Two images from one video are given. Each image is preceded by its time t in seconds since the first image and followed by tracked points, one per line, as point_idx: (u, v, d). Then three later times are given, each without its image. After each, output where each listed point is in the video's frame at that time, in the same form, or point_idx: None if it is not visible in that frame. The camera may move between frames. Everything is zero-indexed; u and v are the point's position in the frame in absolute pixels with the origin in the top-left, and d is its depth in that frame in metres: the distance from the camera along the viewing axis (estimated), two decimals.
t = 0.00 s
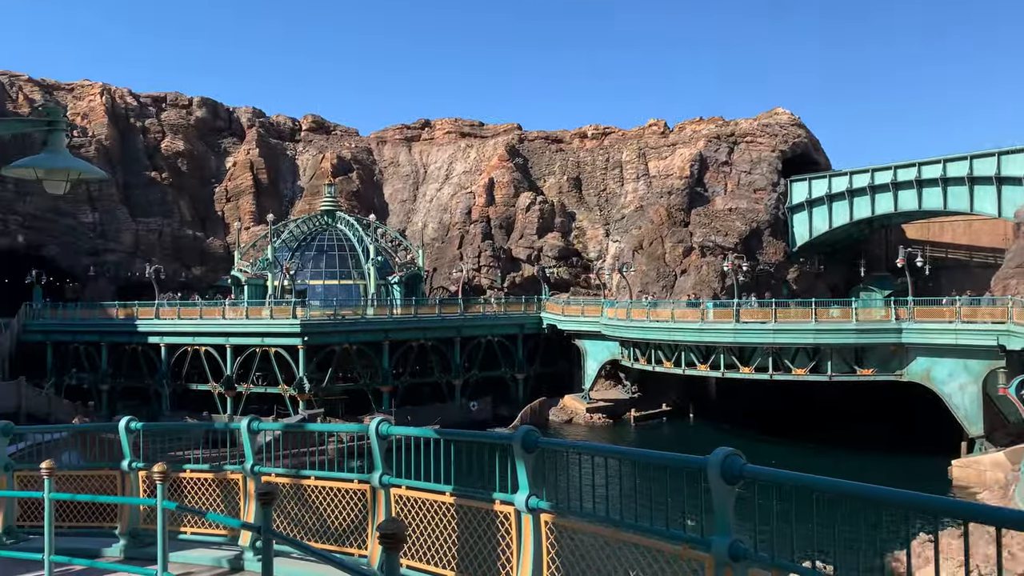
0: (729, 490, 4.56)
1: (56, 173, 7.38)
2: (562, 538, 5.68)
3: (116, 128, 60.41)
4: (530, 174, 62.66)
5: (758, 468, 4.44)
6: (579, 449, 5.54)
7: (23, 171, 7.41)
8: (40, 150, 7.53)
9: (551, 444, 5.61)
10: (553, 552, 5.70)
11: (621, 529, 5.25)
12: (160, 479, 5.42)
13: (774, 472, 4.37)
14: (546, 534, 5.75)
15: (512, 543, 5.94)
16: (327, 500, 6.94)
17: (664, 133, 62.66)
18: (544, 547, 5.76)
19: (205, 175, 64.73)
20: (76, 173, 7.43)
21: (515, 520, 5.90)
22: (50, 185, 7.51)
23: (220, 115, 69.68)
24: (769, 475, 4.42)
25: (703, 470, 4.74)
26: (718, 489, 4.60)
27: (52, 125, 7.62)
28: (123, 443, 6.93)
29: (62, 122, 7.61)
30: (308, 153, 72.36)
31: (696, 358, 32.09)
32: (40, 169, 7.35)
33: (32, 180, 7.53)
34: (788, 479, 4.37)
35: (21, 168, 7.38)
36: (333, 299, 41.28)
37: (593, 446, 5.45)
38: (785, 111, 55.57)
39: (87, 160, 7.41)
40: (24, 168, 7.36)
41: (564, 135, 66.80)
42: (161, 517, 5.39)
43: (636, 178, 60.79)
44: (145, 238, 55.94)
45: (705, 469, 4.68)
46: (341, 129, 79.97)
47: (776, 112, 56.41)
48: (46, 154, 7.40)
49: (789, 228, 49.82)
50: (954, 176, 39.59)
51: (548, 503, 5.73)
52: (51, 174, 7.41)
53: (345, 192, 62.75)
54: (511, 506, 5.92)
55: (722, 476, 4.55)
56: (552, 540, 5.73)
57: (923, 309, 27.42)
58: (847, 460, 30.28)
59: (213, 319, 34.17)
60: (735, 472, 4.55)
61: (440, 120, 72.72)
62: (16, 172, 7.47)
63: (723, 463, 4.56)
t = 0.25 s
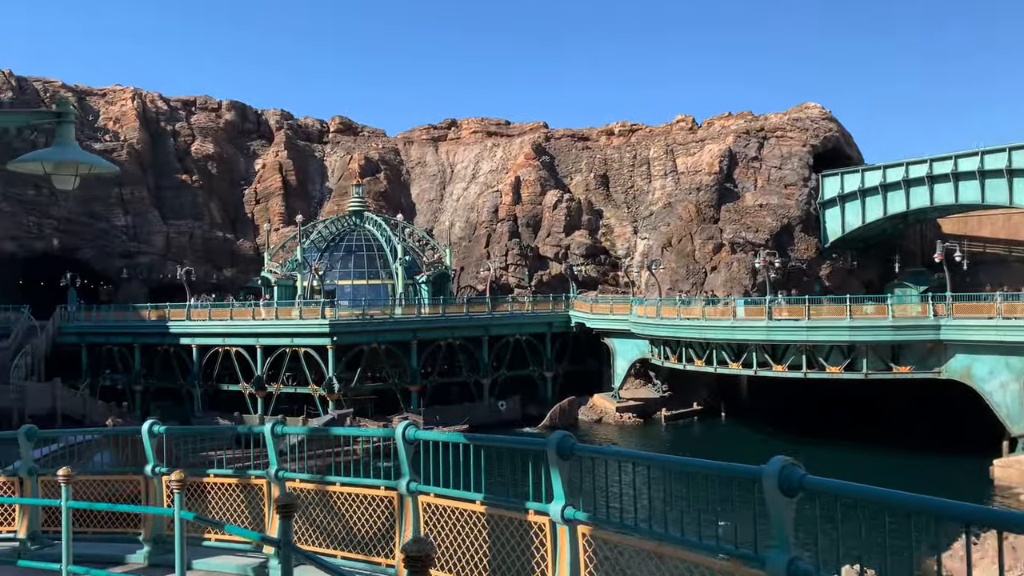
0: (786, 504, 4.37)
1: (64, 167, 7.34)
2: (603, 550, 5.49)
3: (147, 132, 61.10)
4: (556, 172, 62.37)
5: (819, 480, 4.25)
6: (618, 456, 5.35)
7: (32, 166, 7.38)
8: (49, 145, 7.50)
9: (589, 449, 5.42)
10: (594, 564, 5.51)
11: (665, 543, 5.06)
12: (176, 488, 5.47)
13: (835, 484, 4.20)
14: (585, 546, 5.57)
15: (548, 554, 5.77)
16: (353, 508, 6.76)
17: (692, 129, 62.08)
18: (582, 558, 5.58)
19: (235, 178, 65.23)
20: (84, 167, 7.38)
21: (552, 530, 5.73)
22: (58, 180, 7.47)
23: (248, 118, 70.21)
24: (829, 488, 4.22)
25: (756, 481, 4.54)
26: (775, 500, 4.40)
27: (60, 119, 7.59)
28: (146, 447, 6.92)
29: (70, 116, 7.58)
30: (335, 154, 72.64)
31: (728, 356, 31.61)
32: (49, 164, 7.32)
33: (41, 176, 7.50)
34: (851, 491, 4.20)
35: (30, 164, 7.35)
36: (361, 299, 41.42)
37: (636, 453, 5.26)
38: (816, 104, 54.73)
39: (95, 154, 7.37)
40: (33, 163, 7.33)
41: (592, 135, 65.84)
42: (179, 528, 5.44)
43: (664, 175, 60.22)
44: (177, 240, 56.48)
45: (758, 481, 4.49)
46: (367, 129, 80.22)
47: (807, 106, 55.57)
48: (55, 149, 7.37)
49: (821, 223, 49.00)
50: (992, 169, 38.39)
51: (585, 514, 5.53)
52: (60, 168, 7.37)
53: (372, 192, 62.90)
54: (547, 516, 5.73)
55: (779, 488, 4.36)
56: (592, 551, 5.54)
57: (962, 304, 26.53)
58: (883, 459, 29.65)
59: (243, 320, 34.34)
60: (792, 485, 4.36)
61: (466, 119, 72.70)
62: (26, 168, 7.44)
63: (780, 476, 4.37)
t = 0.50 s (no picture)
0: (863, 532, 4.05)
1: (80, 167, 7.11)
2: None
3: (186, 138, 62.00)
4: (592, 174, 61.94)
5: (899, 508, 3.91)
6: (670, 476, 5.04)
7: (48, 166, 7.17)
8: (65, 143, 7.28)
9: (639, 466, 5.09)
10: None
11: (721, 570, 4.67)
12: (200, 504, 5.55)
13: (919, 513, 3.85)
14: (631, 570, 5.21)
15: None
16: (385, 524, 6.43)
17: (730, 128, 61.24)
18: None
19: (273, 183, 65.80)
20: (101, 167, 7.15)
21: (595, 553, 5.37)
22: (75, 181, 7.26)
23: (285, 123, 70.91)
24: (913, 516, 3.87)
25: (830, 504, 4.22)
26: (849, 528, 4.09)
27: (75, 114, 7.31)
28: (175, 456, 6.76)
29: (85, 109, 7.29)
30: (371, 159, 72.89)
31: (769, 360, 30.92)
32: (66, 164, 7.09)
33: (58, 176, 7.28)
34: (933, 519, 3.84)
35: (46, 163, 7.13)
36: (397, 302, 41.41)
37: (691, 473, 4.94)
38: (858, 102, 53.56)
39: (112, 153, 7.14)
40: (49, 163, 7.11)
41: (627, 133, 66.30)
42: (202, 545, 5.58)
43: (702, 175, 59.42)
44: (216, 244, 57.05)
45: (833, 506, 4.17)
46: (402, 134, 80.53)
47: (849, 104, 54.44)
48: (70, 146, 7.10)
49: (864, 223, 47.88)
50: None
51: (632, 537, 5.17)
52: (76, 168, 7.14)
53: (407, 196, 62.97)
54: (590, 536, 5.38)
55: (854, 515, 4.05)
56: None
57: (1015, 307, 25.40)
58: (933, 466, 28.69)
59: (281, 324, 34.55)
60: (868, 511, 4.04)
61: (500, 122, 72.60)
62: (42, 168, 7.23)
63: (856, 501, 4.05)
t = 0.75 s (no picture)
0: (961, 560, 3.79)
1: (105, 161, 7.26)
2: None
3: (228, 145, 62.92)
4: (629, 177, 61.44)
5: (1003, 535, 3.63)
6: (742, 492, 4.79)
7: (71, 162, 7.29)
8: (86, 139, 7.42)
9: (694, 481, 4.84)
10: None
11: None
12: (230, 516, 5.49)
13: None
14: None
15: None
16: (423, 536, 6.22)
17: (771, 130, 60.35)
18: None
19: (312, 189, 66.35)
20: (126, 161, 7.32)
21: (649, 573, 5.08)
22: (98, 177, 7.39)
23: (324, 130, 71.59)
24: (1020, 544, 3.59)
25: (923, 528, 3.96)
26: (947, 555, 3.82)
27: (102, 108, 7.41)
28: (210, 464, 6.69)
29: (114, 106, 7.43)
30: (408, 164, 73.07)
31: (814, 366, 30.17)
32: (92, 156, 7.20)
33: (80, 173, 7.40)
34: None
35: (70, 159, 7.26)
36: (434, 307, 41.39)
37: (763, 491, 4.68)
38: (904, 102, 52.36)
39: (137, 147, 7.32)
40: (73, 158, 7.24)
41: (665, 135, 66.33)
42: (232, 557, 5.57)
43: (743, 177, 58.58)
44: (256, 250, 57.70)
45: (928, 531, 3.91)
46: (439, 139, 80.72)
47: (894, 104, 53.24)
48: (98, 141, 7.21)
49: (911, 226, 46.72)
50: None
51: (689, 557, 4.86)
52: (101, 162, 7.29)
53: (444, 201, 62.93)
54: (644, 555, 5.10)
55: (953, 541, 3.80)
56: None
57: None
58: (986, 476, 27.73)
59: (319, 328, 34.71)
60: (969, 537, 3.78)
61: (537, 126, 72.46)
62: (65, 164, 7.36)
63: (953, 526, 3.81)
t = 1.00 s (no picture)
0: None
1: (134, 150, 6.54)
2: None
3: (268, 151, 63.69)
4: (668, 178, 60.81)
5: None
6: (829, 508, 4.36)
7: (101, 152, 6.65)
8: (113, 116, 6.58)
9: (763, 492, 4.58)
10: None
11: None
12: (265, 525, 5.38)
13: None
14: None
15: None
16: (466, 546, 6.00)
17: (813, 129, 59.34)
18: None
19: (350, 193, 66.81)
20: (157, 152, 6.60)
21: None
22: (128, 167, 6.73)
23: (362, 135, 72.11)
24: None
25: None
26: None
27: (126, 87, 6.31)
28: (248, 468, 6.60)
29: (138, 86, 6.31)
30: (445, 167, 73.01)
31: (860, 369, 29.41)
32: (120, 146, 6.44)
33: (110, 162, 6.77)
34: None
35: (98, 148, 6.60)
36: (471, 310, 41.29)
37: (853, 508, 4.26)
38: (952, 98, 51.00)
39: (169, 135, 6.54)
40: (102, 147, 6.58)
41: (705, 136, 65.71)
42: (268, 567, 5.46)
43: (784, 177, 57.63)
44: (296, 254, 58.26)
45: None
46: (475, 142, 80.74)
47: (942, 100, 51.88)
48: (126, 131, 6.38)
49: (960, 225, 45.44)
50: None
51: None
52: (130, 152, 6.59)
53: (480, 204, 62.92)
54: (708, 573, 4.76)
55: None
56: None
57: None
58: None
59: (358, 331, 34.81)
60: None
61: (573, 128, 72.18)
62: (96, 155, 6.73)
63: None
